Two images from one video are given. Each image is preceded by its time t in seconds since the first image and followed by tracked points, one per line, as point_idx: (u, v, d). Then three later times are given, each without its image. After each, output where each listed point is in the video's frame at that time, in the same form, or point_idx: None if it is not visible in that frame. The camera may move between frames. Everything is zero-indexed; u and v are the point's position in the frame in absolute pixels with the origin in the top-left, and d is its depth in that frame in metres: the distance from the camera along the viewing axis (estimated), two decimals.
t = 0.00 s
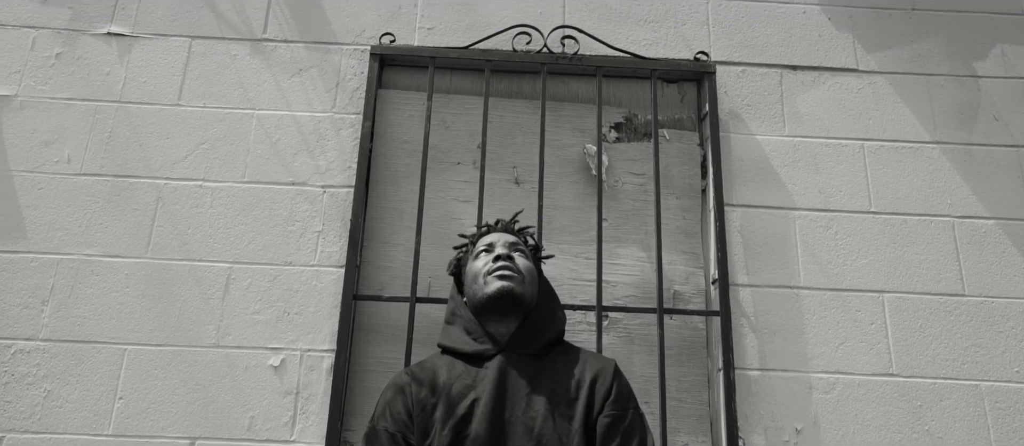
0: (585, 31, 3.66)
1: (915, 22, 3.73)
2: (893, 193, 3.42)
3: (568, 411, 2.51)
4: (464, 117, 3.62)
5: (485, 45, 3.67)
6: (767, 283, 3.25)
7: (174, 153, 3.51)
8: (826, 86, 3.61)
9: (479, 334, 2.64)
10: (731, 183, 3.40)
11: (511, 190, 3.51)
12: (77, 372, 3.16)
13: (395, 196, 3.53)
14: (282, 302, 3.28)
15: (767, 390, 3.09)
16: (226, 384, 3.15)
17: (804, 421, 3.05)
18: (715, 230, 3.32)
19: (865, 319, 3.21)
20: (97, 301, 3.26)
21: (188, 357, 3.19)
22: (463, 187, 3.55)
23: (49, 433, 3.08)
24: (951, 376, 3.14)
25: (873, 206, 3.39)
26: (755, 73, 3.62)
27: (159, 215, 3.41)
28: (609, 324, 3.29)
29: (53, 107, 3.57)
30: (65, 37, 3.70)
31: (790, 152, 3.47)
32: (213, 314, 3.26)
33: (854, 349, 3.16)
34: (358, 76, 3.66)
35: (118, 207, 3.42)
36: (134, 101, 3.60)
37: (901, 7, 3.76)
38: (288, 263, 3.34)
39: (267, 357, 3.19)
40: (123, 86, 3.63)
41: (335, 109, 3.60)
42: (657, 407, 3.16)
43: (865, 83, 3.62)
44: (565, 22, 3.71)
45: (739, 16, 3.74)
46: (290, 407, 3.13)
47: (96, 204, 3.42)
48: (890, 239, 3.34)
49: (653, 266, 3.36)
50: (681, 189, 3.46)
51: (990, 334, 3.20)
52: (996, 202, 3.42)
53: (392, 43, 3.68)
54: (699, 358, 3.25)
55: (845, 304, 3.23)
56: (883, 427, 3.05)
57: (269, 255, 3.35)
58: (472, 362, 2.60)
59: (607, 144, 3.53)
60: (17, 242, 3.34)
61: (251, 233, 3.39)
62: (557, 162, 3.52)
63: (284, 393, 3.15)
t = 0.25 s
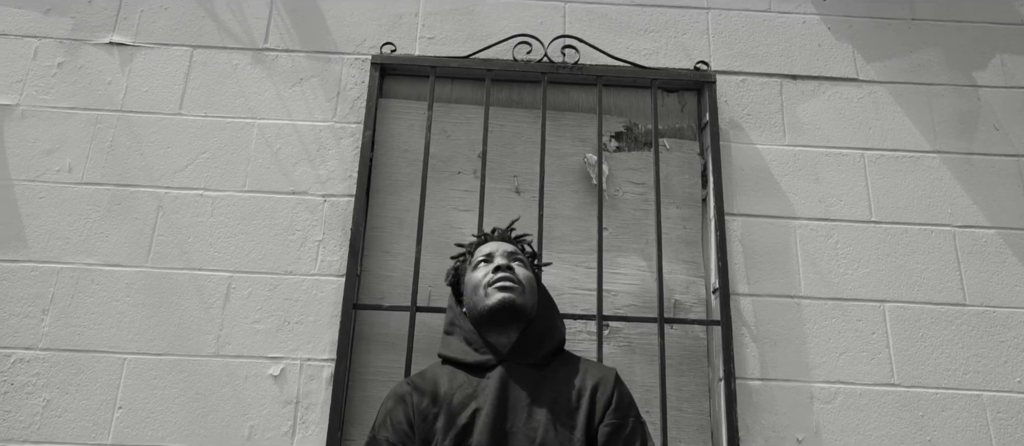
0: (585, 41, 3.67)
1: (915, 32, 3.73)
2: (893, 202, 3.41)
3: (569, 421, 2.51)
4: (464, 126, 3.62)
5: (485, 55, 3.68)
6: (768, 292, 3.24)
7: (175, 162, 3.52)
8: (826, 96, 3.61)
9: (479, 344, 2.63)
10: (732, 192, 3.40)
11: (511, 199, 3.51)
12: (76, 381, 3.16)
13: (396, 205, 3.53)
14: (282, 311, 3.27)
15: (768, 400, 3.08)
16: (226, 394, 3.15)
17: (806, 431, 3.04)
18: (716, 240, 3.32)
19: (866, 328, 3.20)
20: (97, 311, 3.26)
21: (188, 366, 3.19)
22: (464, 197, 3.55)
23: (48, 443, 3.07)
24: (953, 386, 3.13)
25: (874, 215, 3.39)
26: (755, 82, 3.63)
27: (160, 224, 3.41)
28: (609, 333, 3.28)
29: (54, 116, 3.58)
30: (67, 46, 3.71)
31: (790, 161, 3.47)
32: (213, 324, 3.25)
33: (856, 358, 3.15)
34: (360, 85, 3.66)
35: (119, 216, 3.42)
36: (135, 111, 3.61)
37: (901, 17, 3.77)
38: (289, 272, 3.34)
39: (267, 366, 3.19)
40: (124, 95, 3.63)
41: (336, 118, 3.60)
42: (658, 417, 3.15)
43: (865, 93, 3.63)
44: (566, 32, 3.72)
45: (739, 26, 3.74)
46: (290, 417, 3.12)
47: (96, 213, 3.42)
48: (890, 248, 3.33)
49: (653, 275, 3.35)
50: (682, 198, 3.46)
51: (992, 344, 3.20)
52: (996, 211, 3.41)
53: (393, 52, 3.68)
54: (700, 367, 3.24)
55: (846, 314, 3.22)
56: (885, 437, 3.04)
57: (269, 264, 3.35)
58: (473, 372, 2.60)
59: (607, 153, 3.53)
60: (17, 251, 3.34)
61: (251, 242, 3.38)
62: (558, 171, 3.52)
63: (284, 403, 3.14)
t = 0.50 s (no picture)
0: (585, 50, 3.68)
1: (915, 41, 3.74)
2: (894, 211, 3.41)
3: (571, 430, 2.50)
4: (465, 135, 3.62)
5: (487, 63, 3.69)
6: (769, 301, 3.23)
7: (177, 170, 3.52)
8: (827, 104, 3.61)
9: (479, 354, 2.63)
10: (732, 200, 3.39)
11: (512, 207, 3.51)
12: (76, 390, 3.16)
13: (396, 213, 3.52)
14: (282, 320, 3.27)
15: (769, 409, 3.07)
16: (226, 403, 3.14)
17: (807, 441, 3.03)
18: (717, 248, 3.31)
19: (868, 337, 3.19)
20: (97, 319, 3.26)
21: (188, 375, 3.18)
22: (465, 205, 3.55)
23: None
24: (955, 395, 3.12)
25: (875, 224, 3.38)
26: (755, 91, 3.63)
27: (160, 232, 3.41)
28: (611, 342, 3.28)
29: (56, 124, 3.58)
30: (69, 55, 3.71)
31: (791, 170, 3.47)
32: (213, 332, 3.25)
33: (857, 368, 3.14)
34: (361, 93, 3.66)
35: (119, 224, 3.42)
36: (137, 119, 3.61)
37: (901, 26, 3.78)
38: (289, 280, 3.33)
39: (267, 375, 3.18)
40: (126, 104, 3.64)
41: (337, 127, 3.61)
42: (659, 426, 3.14)
43: (866, 101, 3.63)
44: (566, 41, 3.73)
45: (739, 34, 3.74)
46: (290, 426, 3.12)
47: (98, 221, 3.42)
48: (892, 257, 3.33)
49: (654, 284, 3.35)
50: (683, 207, 3.46)
51: (994, 353, 3.19)
52: (998, 220, 3.41)
53: (394, 61, 3.69)
54: (701, 376, 3.23)
55: (848, 323, 3.21)
56: None
57: (270, 273, 3.35)
58: (473, 382, 2.59)
59: (608, 162, 3.53)
60: (18, 260, 3.34)
61: (252, 250, 3.38)
62: (558, 179, 3.52)
63: (284, 412, 3.14)
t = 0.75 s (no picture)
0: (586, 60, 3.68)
1: (915, 51, 3.74)
2: (895, 221, 3.40)
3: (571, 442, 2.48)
4: (466, 145, 3.62)
5: (488, 73, 3.69)
6: (770, 312, 3.22)
7: (178, 180, 3.52)
8: (827, 115, 3.61)
9: (479, 365, 2.62)
10: (733, 211, 3.39)
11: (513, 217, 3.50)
12: (75, 400, 3.15)
13: (397, 223, 3.52)
14: (283, 330, 3.26)
15: (771, 421, 3.06)
16: (226, 413, 3.13)
17: None
18: (718, 259, 3.30)
19: (870, 348, 3.18)
20: (97, 329, 3.25)
21: (188, 385, 3.18)
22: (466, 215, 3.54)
23: None
24: (958, 407, 3.10)
25: (876, 234, 3.37)
26: (756, 101, 3.62)
27: (161, 242, 3.40)
28: (612, 353, 3.26)
29: (57, 134, 3.58)
30: (72, 65, 3.72)
31: (792, 180, 3.46)
32: (213, 342, 3.24)
33: (859, 379, 3.13)
34: (362, 103, 3.67)
35: (120, 234, 3.42)
36: (139, 129, 3.61)
37: (901, 36, 3.78)
38: (290, 290, 3.33)
39: (267, 386, 3.17)
40: (127, 113, 3.64)
41: (338, 137, 3.61)
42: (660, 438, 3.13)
43: (866, 111, 3.62)
44: (567, 51, 3.73)
45: (740, 45, 3.74)
46: (290, 437, 3.11)
47: (98, 231, 3.42)
48: (893, 268, 3.31)
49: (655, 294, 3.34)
50: (684, 217, 3.45)
51: (997, 364, 3.17)
52: (1000, 230, 3.40)
53: (396, 71, 3.69)
54: (702, 387, 3.21)
55: (849, 333, 3.20)
56: None
57: (270, 283, 3.34)
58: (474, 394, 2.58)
59: (609, 172, 3.53)
60: (18, 269, 3.34)
61: (252, 260, 3.38)
62: (559, 189, 3.51)
63: (284, 423, 3.13)
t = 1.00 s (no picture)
0: (587, 74, 3.68)
1: (915, 65, 3.74)
2: (896, 235, 3.39)
3: None
4: (467, 158, 3.61)
5: (489, 87, 3.69)
6: (772, 326, 3.21)
7: (179, 193, 3.52)
8: (828, 129, 3.60)
9: (479, 380, 2.60)
10: (734, 225, 3.38)
11: (514, 231, 3.50)
12: (74, 414, 3.14)
13: (398, 236, 3.51)
14: (283, 344, 3.25)
15: (773, 436, 3.04)
16: (225, 428, 3.12)
17: None
18: (719, 273, 3.29)
19: (872, 363, 3.16)
20: (97, 343, 3.25)
21: (187, 399, 3.16)
22: (466, 229, 3.54)
23: None
24: (961, 422, 3.08)
25: (878, 248, 3.36)
26: (756, 115, 3.62)
27: (161, 255, 3.40)
28: (613, 367, 3.25)
29: (59, 147, 3.59)
30: (74, 78, 3.73)
31: (792, 194, 3.45)
32: (213, 356, 3.23)
33: (862, 394, 3.11)
34: (363, 117, 3.67)
35: (120, 247, 3.41)
36: (140, 142, 3.61)
37: (900, 51, 3.78)
38: (290, 304, 3.32)
39: (266, 400, 3.16)
40: (129, 126, 3.64)
41: (339, 150, 3.60)
42: None
43: (867, 125, 3.62)
44: (568, 65, 3.73)
45: (740, 59, 3.75)
46: None
47: (99, 244, 3.41)
48: (895, 282, 3.30)
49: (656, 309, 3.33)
50: (685, 231, 3.44)
51: (1000, 380, 3.15)
52: (1001, 244, 3.39)
53: (397, 84, 3.70)
54: (704, 402, 3.20)
55: (851, 348, 3.18)
56: None
57: (271, 297, 3.33)
58: (474, 410, 2.57)
59: (610, 185, 3.52)
60: (18, 283, 3.34)
61: (253, 273, 3.37)
62: (560, 203, 3.51)
63: (284, 437, 3.11)
